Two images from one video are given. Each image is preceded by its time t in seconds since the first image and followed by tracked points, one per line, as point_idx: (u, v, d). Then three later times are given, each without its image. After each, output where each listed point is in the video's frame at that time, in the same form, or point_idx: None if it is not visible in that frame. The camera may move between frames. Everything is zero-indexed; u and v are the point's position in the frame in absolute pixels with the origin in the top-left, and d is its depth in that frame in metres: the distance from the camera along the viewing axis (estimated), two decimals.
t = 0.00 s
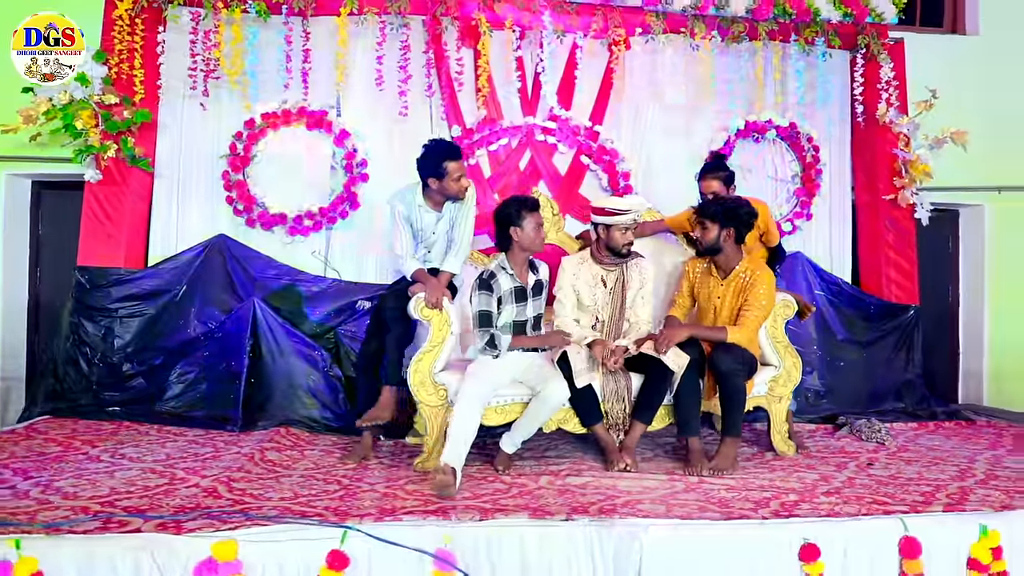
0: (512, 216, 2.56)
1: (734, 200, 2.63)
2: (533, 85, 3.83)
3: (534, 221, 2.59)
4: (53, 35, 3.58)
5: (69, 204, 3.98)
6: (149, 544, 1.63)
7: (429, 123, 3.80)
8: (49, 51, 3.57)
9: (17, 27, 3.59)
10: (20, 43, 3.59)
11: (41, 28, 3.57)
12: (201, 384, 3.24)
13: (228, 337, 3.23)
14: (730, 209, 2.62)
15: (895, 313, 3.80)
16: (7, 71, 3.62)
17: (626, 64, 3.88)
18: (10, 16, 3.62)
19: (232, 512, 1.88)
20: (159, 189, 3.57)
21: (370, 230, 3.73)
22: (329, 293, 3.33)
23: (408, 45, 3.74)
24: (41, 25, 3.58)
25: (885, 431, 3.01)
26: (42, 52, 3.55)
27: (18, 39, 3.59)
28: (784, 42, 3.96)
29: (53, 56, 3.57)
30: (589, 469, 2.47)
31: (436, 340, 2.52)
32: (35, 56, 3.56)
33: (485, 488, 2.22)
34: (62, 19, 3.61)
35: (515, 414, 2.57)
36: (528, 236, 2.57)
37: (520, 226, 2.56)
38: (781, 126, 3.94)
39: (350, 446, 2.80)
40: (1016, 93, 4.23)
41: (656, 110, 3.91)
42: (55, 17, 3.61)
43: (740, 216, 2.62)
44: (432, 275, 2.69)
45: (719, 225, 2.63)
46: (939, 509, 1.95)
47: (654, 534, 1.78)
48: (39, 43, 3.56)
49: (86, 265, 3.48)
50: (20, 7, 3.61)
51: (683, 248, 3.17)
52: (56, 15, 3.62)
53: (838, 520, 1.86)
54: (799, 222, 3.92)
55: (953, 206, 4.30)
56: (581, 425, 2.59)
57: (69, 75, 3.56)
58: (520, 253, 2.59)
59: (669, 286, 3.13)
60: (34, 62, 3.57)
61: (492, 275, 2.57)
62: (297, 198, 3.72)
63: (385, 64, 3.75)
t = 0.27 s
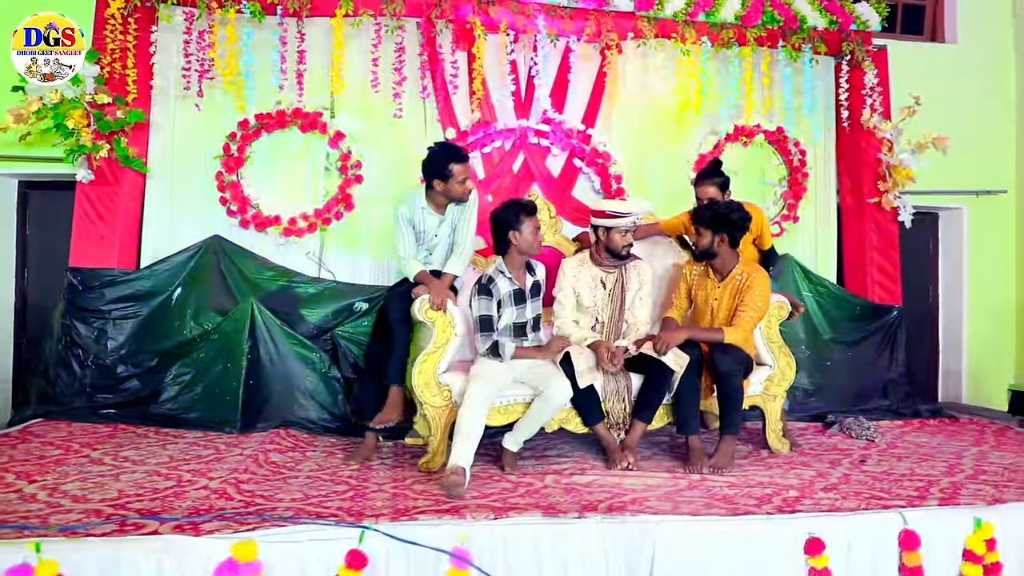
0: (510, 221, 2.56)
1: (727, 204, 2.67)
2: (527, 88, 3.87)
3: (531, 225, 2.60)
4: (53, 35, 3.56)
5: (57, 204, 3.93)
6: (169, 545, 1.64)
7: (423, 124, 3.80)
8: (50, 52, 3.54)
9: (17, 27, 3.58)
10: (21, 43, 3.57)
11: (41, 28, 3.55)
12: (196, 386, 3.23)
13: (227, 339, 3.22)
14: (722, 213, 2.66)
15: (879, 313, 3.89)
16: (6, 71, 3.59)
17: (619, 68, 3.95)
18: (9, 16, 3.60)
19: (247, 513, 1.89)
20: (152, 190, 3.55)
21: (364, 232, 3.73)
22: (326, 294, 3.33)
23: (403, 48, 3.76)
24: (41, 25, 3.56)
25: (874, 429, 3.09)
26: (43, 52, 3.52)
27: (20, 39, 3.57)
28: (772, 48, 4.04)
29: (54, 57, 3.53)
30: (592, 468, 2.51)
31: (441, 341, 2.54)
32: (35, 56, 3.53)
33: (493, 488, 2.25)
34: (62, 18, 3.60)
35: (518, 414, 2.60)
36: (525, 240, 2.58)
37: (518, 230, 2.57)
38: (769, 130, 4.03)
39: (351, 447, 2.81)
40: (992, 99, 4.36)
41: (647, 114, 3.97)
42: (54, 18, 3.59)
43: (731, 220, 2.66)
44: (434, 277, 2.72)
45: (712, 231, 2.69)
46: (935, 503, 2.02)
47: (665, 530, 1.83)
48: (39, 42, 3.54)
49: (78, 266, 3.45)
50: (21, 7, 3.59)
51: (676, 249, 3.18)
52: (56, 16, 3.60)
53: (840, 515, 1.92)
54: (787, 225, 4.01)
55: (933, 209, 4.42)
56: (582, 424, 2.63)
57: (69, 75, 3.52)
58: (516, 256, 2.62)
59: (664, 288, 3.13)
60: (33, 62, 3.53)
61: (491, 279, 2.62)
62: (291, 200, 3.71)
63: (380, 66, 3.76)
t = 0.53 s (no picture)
0: (516, 223, 2.62)
1: (729, 207, 2.71)
2: (529, 90, 3.91)
3: (536, 228, 2.67)
4: (53, 35, 3.56)
5: (56, 203, 3.91)
6: (199, 542, 1.66)
7: (425, 127, 3.82)
8: (50, 51, 3.55)
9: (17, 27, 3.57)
10: (19, 42, 3.57)
11: (40, 28, 3.56)
12: (203, 386, 3.24)
13: (236, 339, 3.24)
14: (724, 216, 2.71)
15: (873, 313, 3.98)
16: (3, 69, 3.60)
17: (619, 71, 3.98)
18: (8, 16, 3.60)
19: (271, 510, 1.92)
20: (156, 191, 3.56)
21: (368, 235, 3.76)
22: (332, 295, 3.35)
23: (406, 50, 3.78)
24: (41, 25, 3.56)
25: (872, 426, 3.16)
26: (42, 52, 3.53)
27: (18, 39, 3.57)
28: (769, 52, 4.10)
29: (53, 57, 3.54)
30: (602, 464, 2.57)
31: (453, 340, 2.58)
32: (35, 56, 3.54)
33: (507, 484, 2.30)
34: (62, 19, 3.59)
35: (529, 412, 2.65)
36: (531, 243, 2.64)
37: (523, 233, 2.63)
38: (766, 133, 4.10)
39: (362, 446, 2.85)
40: (982, 103, 4.46)
41: (647, 118, 4.02)
42: (54, 18, 3.59)
43: (734, 223, 2.70)
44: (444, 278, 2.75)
45: (714, 233, 2.73)
46: (939, 497, 2.08)
47: (681, 523, 1.88)
48: (38, 42, 3.55)
49: (83, 267, 3.45)
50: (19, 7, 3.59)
51: (680, 251, 3.25)
52: (56, 15, 3.59)
53: (848, 508, 1.98)
54: (783, 226, 4.09)
55: (924, 210, 4.52)
56: (591, 422, 2.68)
57: (68, 75, 3.55)
58: (522, 257, 2.68)
59: (667, 288, 3.21)
60: (32, 62, 3.55)
61: (497, 282, 2.68)
62: (295, 201, 3.72)
63: (384, 68, 3.78)
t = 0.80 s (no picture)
0: (521, 225, 2.63)
1: (733, 210, 2.75)
2: (531, 92, 3.95)
3: (542, 229, 2.67)
4: (53, 35, 3.57)
5: (58, 202, 3.91)
6: (226, 538, 1.69)
7: (430, 129, 3.85)
8: (49, 51, 3.57)
9: (16, 27, 3.57)
10: (19, 42, 3.57)
11: (40, 28, 3.56)
12: (211, 386, 3.26)
13: (245, 338, 3.29)
14: (727, 220, 2.75)
15: (869, 313, 4.05)
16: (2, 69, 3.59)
17: (620, 74, 4.02)
18: (8, 15, 3.58)
19: (292, 507, 1.95)
20: (161, 192, 3.57)
21: (372, 237, 3.79)
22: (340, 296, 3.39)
23: (411, 52, 3.81)
24: (41, 25, 3.56)
25: (871, 423, 3.23)
26: (42, 52, 3.54)
27: (17, 38, 3.57)
28: (767, 56, 4.17)
29: (53, 56, 3.56)
30: (611, 462, 2.61)
31: (464, 340, 2.62)
32: (35, 56, 3.55)
33: (520, 481, 2.33)
34: (61, 18, 3.59)
35: (539, 411, 2.70)
36: (537, 243, 2.65)
37: (529, 235, 2.64)
38: (765, 136, 4.16)
39: (371, 445, 2.88)
40: (974, 108, 4.55)
41: (648, 120, 4.07)
42: (54, 17, 3.59)
43: (737, 227, 2.75)
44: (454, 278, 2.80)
45: (719, 236, 2.77)
46: (942, 491, 2.14)
47: (695, 517, 1.93)
48: (38, 42, 3.55)
49: (89, 267, 3.46)
50: (18, 7, 3.58)
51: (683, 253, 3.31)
52: (56, 15, 3.59)
53: (856, 502, 2.03)
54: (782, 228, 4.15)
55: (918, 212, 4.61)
56: (599, 420, 2.72)
57: (68, 75, 3.57)
58: (529, 258, 2.70)
59: (671, 287, 3.27)
60: (32, 62, 3.55)
61: (504, 283, 2.70)
62: (299, 202, 3.74)
63: (389, 70, 3.81)
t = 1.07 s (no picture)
0: (519, 226, 2.69)
1: (732, 214, 2.81)
2: (528, 95, 3.99)
3: (540, 229, 2.72)
4: (53, 35, 3.55)
5: (53, 202, 3.89)
6: (246, 538, 1.71)
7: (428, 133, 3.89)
8: (49, 51, 3.55)
9: (16, 26, 3.55)
10: (19, 42, 3.55)
11: (40, 27, 3.54)
12: (212, 387, 3.27)
13: (247, 339, 3.30)
14: (726, 223, 2.80)
15: (859, 314, 4.13)
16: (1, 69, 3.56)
17: (617, 77, 4.08)
18: (8, 16, 3.56)
19: (307, 507, 1.97)
20: (159, 194, 3.56)
21: (370, 240, 3.80)
22: (341, 297, 3.41)
23: (410, 55, 3.84)
24: (41, 25, 3.54)
25: (863, 422, 3.31)
26: (42, 52, 3.52)
27: (17, 38, 3.55)
28: (760, 61, 4.24)
29: (53, 56, 3.54)
30: (614, 460, 2.66)
31: (470, 341, 2.66)
32: (35, 56, 3.53)
33: (528, 480, 2.37)
34: (61, 19, 3.58)
35: (542, 411, 2.73)
36: (536, 243, 2.70)
37: (527, 235, 2.69)
38: (757, 140, 4.23)
39: (375, 445, 2.90)
40: (958, 113, 4.66)
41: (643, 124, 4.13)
42: (54, 17, 3.57)
43: (735, 230, 2.81)
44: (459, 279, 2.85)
45: (718, 239, 2.82)
46: (938, 487, 2.21)
47: (704, 514, 1.97)
48: (38, 42, 3.53)
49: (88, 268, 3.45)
50: (18, 7, 3.56)
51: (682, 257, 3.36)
52: (56, 15, 3.58)
53: (858, 498, 2.09)
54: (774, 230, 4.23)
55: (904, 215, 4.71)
56: (602, 419, 2.76)
57: (68, 76, 3.56)
58: (531, 260, 2.74)
59: (669, 289, 3.33)
60: (31, 62, 3.53)
61: (508, 284, 2.74)
62: (298, 203, 3.75)
63: (388, 73, 3.84)
